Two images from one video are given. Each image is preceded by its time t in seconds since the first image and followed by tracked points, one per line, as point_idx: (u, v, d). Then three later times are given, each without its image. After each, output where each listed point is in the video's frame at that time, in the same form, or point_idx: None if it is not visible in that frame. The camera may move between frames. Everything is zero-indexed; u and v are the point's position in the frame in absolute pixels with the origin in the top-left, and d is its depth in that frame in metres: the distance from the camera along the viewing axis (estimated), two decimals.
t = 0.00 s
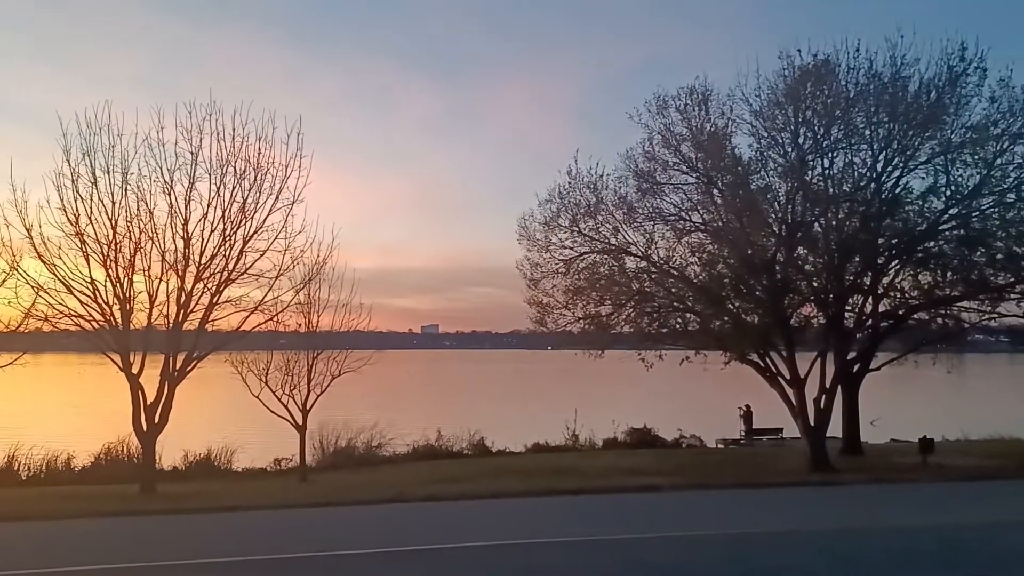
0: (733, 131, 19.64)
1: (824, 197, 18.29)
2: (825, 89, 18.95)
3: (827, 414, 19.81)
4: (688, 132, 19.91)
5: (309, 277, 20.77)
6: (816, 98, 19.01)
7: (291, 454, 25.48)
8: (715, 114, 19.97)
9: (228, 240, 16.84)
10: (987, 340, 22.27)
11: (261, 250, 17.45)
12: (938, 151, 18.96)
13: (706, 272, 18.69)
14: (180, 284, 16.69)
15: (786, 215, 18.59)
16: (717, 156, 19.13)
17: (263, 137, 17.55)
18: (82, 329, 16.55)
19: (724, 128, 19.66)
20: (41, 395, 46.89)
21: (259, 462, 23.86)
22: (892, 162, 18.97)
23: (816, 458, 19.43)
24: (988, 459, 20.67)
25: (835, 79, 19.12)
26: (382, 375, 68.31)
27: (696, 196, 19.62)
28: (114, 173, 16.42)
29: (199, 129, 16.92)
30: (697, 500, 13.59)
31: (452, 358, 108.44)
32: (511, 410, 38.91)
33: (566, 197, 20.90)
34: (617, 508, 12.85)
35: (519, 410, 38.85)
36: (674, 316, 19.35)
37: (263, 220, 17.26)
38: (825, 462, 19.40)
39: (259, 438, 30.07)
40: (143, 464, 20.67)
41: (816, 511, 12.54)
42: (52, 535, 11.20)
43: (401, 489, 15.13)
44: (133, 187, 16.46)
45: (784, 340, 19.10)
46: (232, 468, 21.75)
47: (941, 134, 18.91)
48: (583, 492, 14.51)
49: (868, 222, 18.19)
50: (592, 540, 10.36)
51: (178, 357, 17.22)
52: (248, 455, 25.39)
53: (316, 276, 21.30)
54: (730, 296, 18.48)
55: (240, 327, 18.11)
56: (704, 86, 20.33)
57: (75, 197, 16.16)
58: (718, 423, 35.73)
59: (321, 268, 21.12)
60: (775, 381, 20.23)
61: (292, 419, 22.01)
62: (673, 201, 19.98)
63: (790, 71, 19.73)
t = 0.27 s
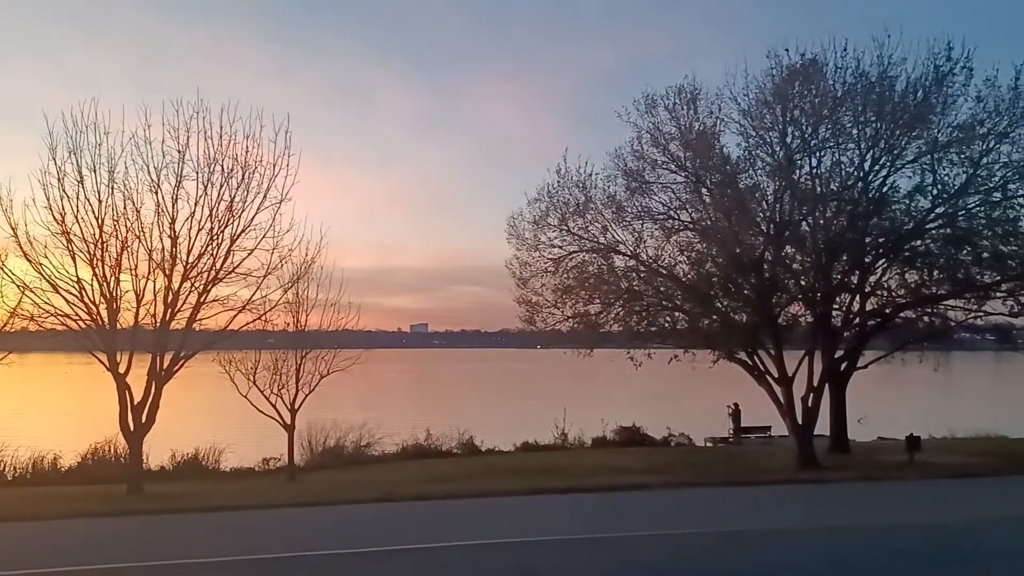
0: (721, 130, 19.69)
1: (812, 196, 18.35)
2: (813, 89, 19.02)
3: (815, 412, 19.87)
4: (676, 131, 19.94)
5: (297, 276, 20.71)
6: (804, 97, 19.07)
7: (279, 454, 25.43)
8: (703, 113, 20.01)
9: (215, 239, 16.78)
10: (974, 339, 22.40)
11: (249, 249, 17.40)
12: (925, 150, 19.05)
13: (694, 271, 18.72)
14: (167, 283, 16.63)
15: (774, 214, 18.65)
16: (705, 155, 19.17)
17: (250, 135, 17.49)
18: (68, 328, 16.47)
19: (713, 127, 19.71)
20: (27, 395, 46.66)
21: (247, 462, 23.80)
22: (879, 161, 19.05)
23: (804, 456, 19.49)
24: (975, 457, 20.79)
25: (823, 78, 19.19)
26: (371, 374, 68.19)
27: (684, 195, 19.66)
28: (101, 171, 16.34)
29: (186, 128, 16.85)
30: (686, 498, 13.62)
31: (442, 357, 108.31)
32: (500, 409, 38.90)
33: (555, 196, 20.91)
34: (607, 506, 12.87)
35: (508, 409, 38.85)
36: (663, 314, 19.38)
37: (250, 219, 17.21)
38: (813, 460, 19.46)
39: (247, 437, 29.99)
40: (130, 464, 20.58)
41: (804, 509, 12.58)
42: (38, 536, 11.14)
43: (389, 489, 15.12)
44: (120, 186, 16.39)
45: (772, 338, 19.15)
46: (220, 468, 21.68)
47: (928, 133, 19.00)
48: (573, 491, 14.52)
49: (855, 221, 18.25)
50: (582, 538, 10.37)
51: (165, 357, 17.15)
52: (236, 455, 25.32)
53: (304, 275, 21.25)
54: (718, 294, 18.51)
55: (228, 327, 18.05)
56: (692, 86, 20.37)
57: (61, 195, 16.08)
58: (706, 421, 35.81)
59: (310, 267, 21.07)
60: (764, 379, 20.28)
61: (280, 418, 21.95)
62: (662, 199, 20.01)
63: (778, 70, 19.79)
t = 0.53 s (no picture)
0: (711, 129, 19.74)
1: (802, 195, 18.41)
2: (803, 88, 19.09)
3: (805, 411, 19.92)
4: (667, 131, 19.99)
5: (287, 275, 20.69)
6: (793, 97, 19.14)
7: (269, 453, 25.39)
8: (693, 113, 20.07)
9: (205, 238, 16.75)
10: (963, 338, 22.50)
11: (239, 248, 17.37)
12: (914, 150, 19.13)
13: (685, 270, 18.75)
14: (157, 283, 16.59)
15: (764, 213, 18.71)
16: (696, 155, 19.22)
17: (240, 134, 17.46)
18: (56, 328, 16.43)
19: (703, 127, 19.77)
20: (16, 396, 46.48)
21: (238, 462, 23.77)
22: (869, 161, 19.13)
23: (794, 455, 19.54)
24: (964, 455, 20.89)
25: (813, 78, 19.26)
26: (361, 373, 68.13)
27: (675, 195, 19.71)
28: (89, 171, 16.29)
29: (176, 127, 16.81)
30: (677, 497, 13.66)
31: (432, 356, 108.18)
32: (491, 409, 38.92)
33: (546, 196, 20.92)
34: (597, 506, 12.90)
35: (499, 409, 38.90)
36: (653, 313, 19.41)
37: (240, 218, 17.18)
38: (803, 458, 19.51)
39: (238, 437, 29.95)
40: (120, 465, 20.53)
41: (794, 507, 12.64)
42: (28, 536, 11.11)
43: (380, 489, 15.12)
44: (108, 185, 16.33)
45: (763, 337, 19.20)
46: (210, 468, 21.63)
47: (917, 132, 19.07)
48: (563, 490, 14.55)
49: (845, 220, 18.31)
50: (573, 537, 10.39)
51: (154, 356, 17.12)
52: (226, 454, 25.25)
53: (294, 274, 21.22)
54: (709, 293, 18.54)
55: (218, 326, 18.01)
56: (682, 85, 20.42)
57: (50, 195, 16.03)
58: (696, 420, 35.89)
59: (300, 266, 21.04)
60: (754, 378, 20.33)
61: (271, 418, 21.93)
62: (652, 199, 20.05)
63: (767, 70, 19.86)
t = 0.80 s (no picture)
0: (703, 130, 19.81)
1: (793, 196, 18.48)
2: (794, 89, 19.17)
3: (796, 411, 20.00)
4: (659, 131, 20.05)
5: (279, 275, 20.68)
6: (785, 98, 19.22)
7: (261, 454, 25.38)
8: (685, 113, 20.13)
9: (196, 238, 16.74)
10: (952, 338, 22.60)
11: (230, 249, 17.35)
12: (904, 151, 19.22)
13: (677, 271, 18.81)
14: (147, 283, 16.56)
15: (756, 214, 18.78)
16: (688, 156, 19.28)
17: (231, 133, 17.44)
18: (47, 328, 16.40)
19: (695, 127, 19.83)
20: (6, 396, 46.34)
21: (229, 463, 23.75)
22: (859, 161, 19.22)
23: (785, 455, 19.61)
24: (953, 455, 20.99)
25: (804, 79, 19.34)
26: (353, 373, 68.09)
27: (667, 195, 19.76)
28: (80, 171, 16.27)
29: (167, 126, 16.80)
30: (666, 497, 13.70)
31: (424, 357, 108.11)
32: (483, 409, 38.97)
33: (538, 196, 20.95)
34: (589, 505, 12.94)
35: (491, 409, 38.93)
36: (646, 314, 19.46)
37: (232, 218, 17.17)
38: (794, 458, 19.58)
39: (229, 438, 29.93)
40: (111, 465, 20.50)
41: (784, 507, 12.70)
42: (18, 537, 11.10)
43: (371, 489, 15.13)
44: (99, 185, 16.31)
45: (754, 337, 19.26)
46: (201, 468, 21.60)
47: (907, 133, 19.17)
48: (555, 490, 14.59)
49: (836, 220, 18.39)
50: (563, 537, 10.42)
51: (145, 357, 17.10)
52: (217, 455, 25.22)
53: (286, 274, 21.21)
54: (700, 294, 18.59)
55: (209, 326, 18.00)
56: (674, 86, 20.48)
57: (40, 195, 16.00)
58: (687, 420, 35.98)
59: (291, 266, 21.04)
60: (745, 378, 20.40)
61: (263, 418, 21.91)
62: (644, 199, 20.11)
63: (759, 71, 19.93)
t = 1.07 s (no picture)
0: (694, 130, 19.87)
1: (784, 197, 18.54)
2: (785, 90, 19.24)
3: (786, 411, 20.06)
4: (650, 132, 20.10)
5: (270, 275, 20.67)
6: (776, 99, 19.28)
7: (252, 454, 25.35)
8: (677, 114, 20.18)
9: (187, 238, 16.72)
10: (942, 338, 22.69)
11: (221, 248, 17.33)
12: (894, 152, 19.30)
13: (668, 271, 18.85)
14: (138, 283, 16.53)
15: (747, 214, 18.84)
16: (679, 157, 19.33)
17: (222, 133, 17.43)
18: (36, 328, 16.36)
19: (686, 128, 19.88)
20: None
21: (220, 463, 23.73)
22: (850, 162, 19.29)
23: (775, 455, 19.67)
24: (943, 455, 21.09)
25: (795, 80, 19.41)
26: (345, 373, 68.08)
27: (658, 195, 19.81)
28: (70, 170, 16.23)
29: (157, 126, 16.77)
30: (657, 497, 13.74)
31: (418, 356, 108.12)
32: (474, 409, 39.01)
33: (530, 196, 20.97)
34: (579, 505, 12.98)
35: (483, 409, 38.96)
36: (637, 314, 19.50)
37: (222, 218, 17.15)
38: (784, 458, 19.64)
39: (220, 438, 29.90)
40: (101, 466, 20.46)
41: (773, 506, 12.76)
42: (8, 538, 11.07)
43: (362, 489, 15.13)
44: (89, 184, 16.28)
45: (745, 338, 19.32)
46: (191, 468, 21.56)
47: (897, 135, 19.25)
48: (545, 490, 14.61)
49: (827, 221, 18.45)
50: (554, 537, 10.44)
51: (135, 357, 17.06)
52: (208, 455, 25.18)
53: (277, 274, 21.20)
54: (692, 294, 18.63)
55: (199, 326, 17.97)
56: (666, 87, 20.53)
57: (30, 194, 15.96)
58: (679, 420, 36.09)
59: (283, 266, 21.03)
60: (736, 378, 20.46)
61: (254, 419, 21.89)
62: (636, 200, 20.15)
63: (750, 72, 20.00)
